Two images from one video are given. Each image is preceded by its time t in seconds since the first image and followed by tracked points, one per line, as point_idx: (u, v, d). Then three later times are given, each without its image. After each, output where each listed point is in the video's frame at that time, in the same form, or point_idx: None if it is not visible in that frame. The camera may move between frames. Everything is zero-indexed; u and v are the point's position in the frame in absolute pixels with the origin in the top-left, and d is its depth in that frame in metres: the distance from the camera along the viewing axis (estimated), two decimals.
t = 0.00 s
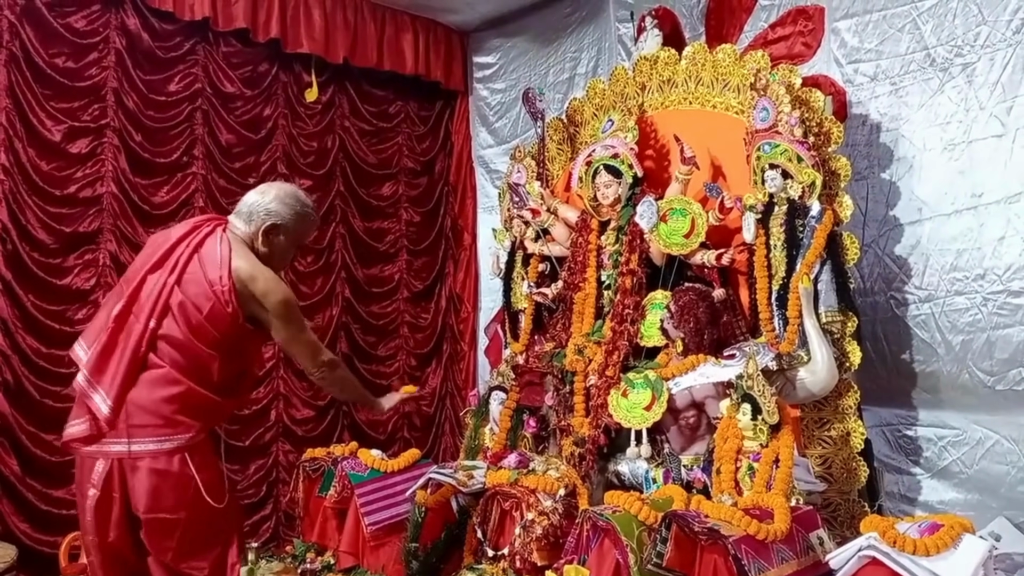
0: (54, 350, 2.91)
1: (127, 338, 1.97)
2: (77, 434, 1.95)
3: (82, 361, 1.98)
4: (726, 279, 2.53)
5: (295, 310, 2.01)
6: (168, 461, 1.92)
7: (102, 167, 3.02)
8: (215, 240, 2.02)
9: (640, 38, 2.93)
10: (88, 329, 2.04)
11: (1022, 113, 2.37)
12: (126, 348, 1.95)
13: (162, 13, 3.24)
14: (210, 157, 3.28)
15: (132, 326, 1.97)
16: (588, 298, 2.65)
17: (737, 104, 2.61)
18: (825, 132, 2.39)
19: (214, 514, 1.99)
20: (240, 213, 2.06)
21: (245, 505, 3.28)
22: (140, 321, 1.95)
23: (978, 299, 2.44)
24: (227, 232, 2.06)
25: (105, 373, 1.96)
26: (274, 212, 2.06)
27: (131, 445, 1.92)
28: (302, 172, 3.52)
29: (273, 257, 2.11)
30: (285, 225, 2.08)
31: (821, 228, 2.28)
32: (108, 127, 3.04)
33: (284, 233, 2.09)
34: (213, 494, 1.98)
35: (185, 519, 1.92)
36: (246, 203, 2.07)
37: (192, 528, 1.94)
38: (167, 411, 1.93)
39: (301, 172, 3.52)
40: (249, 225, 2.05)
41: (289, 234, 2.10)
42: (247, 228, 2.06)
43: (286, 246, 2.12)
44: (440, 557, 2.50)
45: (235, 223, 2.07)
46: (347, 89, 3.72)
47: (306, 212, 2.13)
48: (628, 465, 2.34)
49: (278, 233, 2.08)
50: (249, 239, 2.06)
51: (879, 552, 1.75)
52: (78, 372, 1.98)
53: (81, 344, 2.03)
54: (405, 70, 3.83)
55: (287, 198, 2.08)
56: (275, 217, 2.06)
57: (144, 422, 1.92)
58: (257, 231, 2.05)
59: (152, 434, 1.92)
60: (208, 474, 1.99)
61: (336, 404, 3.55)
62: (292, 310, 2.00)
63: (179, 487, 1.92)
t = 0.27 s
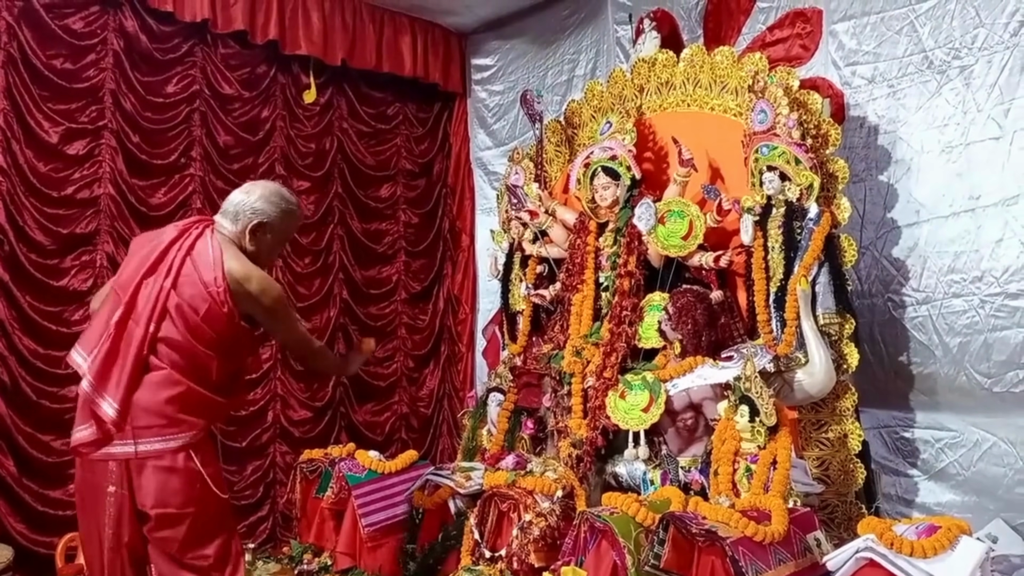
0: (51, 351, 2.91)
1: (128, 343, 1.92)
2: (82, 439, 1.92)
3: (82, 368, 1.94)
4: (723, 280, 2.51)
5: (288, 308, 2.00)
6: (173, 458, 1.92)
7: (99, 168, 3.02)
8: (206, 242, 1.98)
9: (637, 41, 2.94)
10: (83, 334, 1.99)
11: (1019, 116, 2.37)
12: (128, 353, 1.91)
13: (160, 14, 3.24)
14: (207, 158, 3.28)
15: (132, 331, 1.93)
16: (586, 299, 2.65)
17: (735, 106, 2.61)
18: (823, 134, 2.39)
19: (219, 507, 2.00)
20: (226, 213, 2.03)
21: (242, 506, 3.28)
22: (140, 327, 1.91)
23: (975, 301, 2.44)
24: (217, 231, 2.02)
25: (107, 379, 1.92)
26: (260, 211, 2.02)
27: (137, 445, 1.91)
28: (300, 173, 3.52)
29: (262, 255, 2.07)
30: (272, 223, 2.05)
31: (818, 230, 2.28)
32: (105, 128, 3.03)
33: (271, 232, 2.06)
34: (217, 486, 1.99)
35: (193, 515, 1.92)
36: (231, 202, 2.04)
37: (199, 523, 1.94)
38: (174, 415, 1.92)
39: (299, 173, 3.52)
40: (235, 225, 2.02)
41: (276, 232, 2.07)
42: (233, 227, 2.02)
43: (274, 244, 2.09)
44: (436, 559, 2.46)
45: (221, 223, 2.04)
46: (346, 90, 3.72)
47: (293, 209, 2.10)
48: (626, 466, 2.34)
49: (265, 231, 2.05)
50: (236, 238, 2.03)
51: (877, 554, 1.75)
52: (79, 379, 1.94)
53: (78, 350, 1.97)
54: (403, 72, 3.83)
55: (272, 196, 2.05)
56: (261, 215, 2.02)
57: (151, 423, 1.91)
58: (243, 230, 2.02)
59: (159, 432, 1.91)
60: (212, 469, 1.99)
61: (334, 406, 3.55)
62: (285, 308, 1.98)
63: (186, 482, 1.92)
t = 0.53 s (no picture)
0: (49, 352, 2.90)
1: (88, 333, 2.09)
2: (44, 427, 2.10)
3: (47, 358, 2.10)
4: (723, 282, 2.52)
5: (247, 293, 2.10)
6: (122, 448, 2.04)
7: (99, 168, 3.02)
8: (167, 240, 2.13)
9: (637, 42, 2.94)
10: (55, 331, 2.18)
11: (1019, 119, 2.38)
12: (87, 343, 2.08)
13: (160, 15, 3.23)
14: (207, 159, 3.27)
15: (92, 321, 2.10)
16: (586, 301, 2.65)
17: (735, 108, 2.61)
18: (823, 136, 2.39)
19: (176, 498, 2.09)
20: (189, 216, 2.16)
21: (241, 508, 3.27)
22: (100, 317, 2.08)
23: (975, 304, 2.44)
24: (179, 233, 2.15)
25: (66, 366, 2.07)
26: (221, 210, 2.15)
27: (88, 434, 2.04)
28: (299, 174, 3.53)
29: (227, 254, 2.19)
30: (233, 222, 2.17)
31: (818, 232, 2.28)
32: (105, 129, 3.03)
33: (233, 230, 2.18)
34: (173, 479, 2.09)
35: (141, 505, 2.03)
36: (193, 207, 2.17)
37: (150, 512, 2.05)
38: (127, 403, 2.05)
39: (298, 174, 3.52)
40: (198, 225, 2.14)
41: (239, 231, 2.19)
42: (196, 228, 2.14)
43: (237, 243, 2.21)
44: (435, 560, 2.45)
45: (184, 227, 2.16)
46: (345, 91, 3.72)
47: (253, 210, 2.22)
48: (625, 468, 2.34)
49: (228, 230, 2.16)
50: (200, 239, 2.14)
51: (876, 556, 1.74)
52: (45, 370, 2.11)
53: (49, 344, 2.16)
54: (403, 73, 3.83)
55: (233, 197, 2.18)
56: (221, 214, 2.15)
57: (103, 412, 2.04)
58: (206, 230, 2.14)
59: (109, 423, 2.04)
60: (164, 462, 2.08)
61: (333, 407, 3.55)
62: (245, 293, 2.09)
63: (132, 473, 2.03)
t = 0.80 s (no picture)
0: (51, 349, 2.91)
1: (71, 326, 2.19)
2: (30, 420, 2.16)
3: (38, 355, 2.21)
4: (725, 279, 2.52)
5: (221, 272, 2.16)
6: (104, 437, 2.12)
7: (100, 166, 3.02)
8: (144, 234, 2.24)
9: (639, 40, 2.94)
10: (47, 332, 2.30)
11: (1021, 116, 2.37)
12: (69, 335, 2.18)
13: (162, 13, 3.23)
14: (209, 157, 3.27)
15: (75, 313, 2.21)
16: (587, 298, 2.65)
17: (737, 106, 2.61)
18: (824, 134, 2.40)
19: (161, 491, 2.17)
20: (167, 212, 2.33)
21: (243, 505, 3.28)
22: (81, 308, 2.20)
23: (977, 301, 2.44)
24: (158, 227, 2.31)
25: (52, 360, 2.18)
26: (196, 200, 2.31)
27: (71, 423, 2.13)
28: (301, 172, 3.53)
29: (205, 243, 2.32)
30: (207, 211, 2.32)
31: (820, 230, 2.28)
32: (106, 126, 3.03)
33: (208, 218, 2.32)
34: (156, 471, 2.16)
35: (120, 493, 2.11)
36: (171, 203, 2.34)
37: (130, 500, 2.12)
38: (111, 391, 2.13)
39: (300, 172, 3.53)
40: (175, 218, 2.31)
41: (214, 219, 2.33)
42: (174, 221, 2.31)
43: (215, 232, 2.34)
44: (436, 558, 2.42)
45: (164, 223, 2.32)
46: (347, 89, 3.72)
47: (228, 201, 2.38)
48: (626, 465, 2.34)
49: (203, 218, 2.31)
50: (178, 230, 2.30)
51: (878, 553, 1.75)
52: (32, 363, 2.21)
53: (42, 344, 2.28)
54: (404, 71, 3.83)
55: (207, 189, 2.34)
56: (194, 204, 2.30)
57: (88, 403, 2.13)
58: (183, 220, 2.30)
59: (92, 412, 2.12)
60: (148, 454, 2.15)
61: (334, 404, 3.54)
62: (218, 273, 2.15)
63: (113, 461, 2.11)
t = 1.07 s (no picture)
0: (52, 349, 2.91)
1: (66, 331, 2.18)
2: (28, 427, 2.17)
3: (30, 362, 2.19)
4: (727, 279, 2.53)
5: (218, 276, 2.20)
6: (104, 443, 2.13)
7: (102, 166, 3.02)
8: (136, 234, 2.23)
9: (640, 40, 2.93)
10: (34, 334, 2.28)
11: None
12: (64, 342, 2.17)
13: (163, 12, 3.23)
14: (210, 157, 3.27)
15: (70, 318, 2.20)
16: (589, 299, 2.65)
17: (738, 105, 2.61)
18: (826, 133, 2.39)
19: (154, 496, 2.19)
20: (155, 210, 2.34)
21: (245, 506, 3.28)
22: (77, 314, 2.18)
23: (979, 301, 2.44)
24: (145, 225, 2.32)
25: (47, 367, 2.17)
26: (184, 199, 2.33)
27: (72, 430, 2.14)
28: (302, 172, 3.52)
29: (194, 242, 2.35)
30: (196, 210, 2.34)
31: (822, 229, 2.28)
32: (108, 126, 3.03)
33: (197, 218, 2.34)
34: (151, 476, 2.17)
35: (120, 500, 2.11)
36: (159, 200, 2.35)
37: (130, 507, 2.13)
38: (109, 398, 2.14)
39: (301, 172, 3.52)
40: (162, 216, 2.32)
41: (203, 218, 2.36)
42: (162, 219, 2.32)
43: (204, 231, 2.36)
44: (437, 558, 2.41)
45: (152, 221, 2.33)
46: (348, 89, 3.72)
47: (216, 199, 2.40)
48: (629, 466, 2.33)
49: (192, 218, 2.34)
50: (167, 229, 2.32)
51: (881, 554, 1.74)
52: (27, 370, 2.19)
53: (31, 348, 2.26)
54: (405, 71, 3.82)
55: (196, 187, 2.35)
56: (183, 203, 2.32)
57: (86, 410, 2.13)
58: (172, 219, 2.32)
59: (92, 418, 2.13)
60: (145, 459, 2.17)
61: (336, 405, 3.54)
62: (217, 277, 2.19)
63: (114, 466, 2.12)
